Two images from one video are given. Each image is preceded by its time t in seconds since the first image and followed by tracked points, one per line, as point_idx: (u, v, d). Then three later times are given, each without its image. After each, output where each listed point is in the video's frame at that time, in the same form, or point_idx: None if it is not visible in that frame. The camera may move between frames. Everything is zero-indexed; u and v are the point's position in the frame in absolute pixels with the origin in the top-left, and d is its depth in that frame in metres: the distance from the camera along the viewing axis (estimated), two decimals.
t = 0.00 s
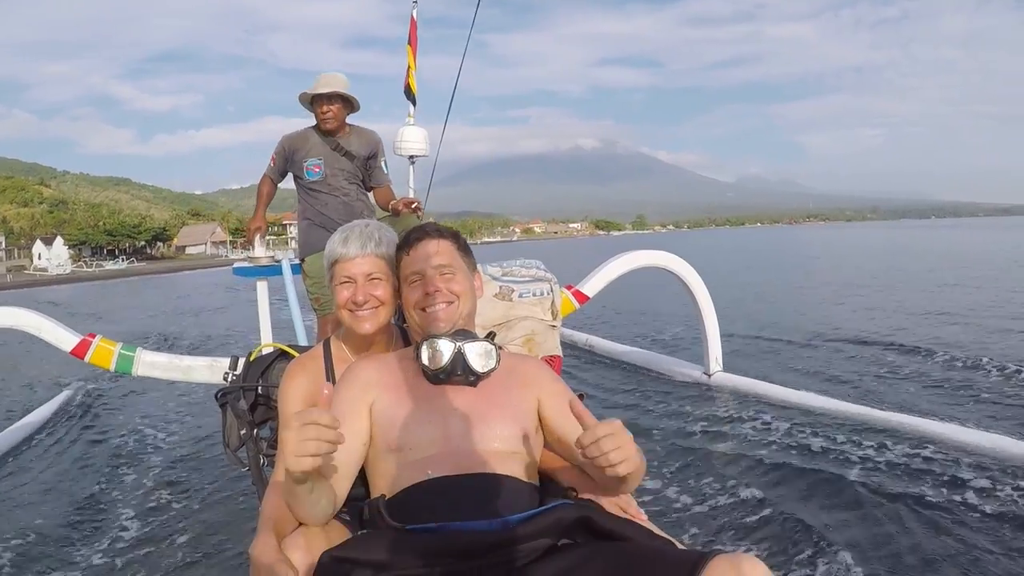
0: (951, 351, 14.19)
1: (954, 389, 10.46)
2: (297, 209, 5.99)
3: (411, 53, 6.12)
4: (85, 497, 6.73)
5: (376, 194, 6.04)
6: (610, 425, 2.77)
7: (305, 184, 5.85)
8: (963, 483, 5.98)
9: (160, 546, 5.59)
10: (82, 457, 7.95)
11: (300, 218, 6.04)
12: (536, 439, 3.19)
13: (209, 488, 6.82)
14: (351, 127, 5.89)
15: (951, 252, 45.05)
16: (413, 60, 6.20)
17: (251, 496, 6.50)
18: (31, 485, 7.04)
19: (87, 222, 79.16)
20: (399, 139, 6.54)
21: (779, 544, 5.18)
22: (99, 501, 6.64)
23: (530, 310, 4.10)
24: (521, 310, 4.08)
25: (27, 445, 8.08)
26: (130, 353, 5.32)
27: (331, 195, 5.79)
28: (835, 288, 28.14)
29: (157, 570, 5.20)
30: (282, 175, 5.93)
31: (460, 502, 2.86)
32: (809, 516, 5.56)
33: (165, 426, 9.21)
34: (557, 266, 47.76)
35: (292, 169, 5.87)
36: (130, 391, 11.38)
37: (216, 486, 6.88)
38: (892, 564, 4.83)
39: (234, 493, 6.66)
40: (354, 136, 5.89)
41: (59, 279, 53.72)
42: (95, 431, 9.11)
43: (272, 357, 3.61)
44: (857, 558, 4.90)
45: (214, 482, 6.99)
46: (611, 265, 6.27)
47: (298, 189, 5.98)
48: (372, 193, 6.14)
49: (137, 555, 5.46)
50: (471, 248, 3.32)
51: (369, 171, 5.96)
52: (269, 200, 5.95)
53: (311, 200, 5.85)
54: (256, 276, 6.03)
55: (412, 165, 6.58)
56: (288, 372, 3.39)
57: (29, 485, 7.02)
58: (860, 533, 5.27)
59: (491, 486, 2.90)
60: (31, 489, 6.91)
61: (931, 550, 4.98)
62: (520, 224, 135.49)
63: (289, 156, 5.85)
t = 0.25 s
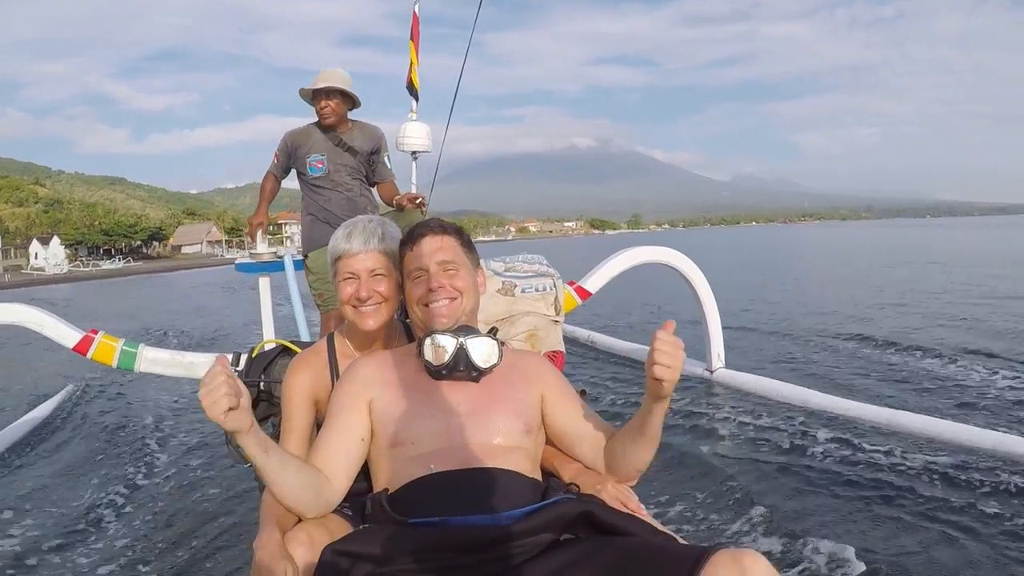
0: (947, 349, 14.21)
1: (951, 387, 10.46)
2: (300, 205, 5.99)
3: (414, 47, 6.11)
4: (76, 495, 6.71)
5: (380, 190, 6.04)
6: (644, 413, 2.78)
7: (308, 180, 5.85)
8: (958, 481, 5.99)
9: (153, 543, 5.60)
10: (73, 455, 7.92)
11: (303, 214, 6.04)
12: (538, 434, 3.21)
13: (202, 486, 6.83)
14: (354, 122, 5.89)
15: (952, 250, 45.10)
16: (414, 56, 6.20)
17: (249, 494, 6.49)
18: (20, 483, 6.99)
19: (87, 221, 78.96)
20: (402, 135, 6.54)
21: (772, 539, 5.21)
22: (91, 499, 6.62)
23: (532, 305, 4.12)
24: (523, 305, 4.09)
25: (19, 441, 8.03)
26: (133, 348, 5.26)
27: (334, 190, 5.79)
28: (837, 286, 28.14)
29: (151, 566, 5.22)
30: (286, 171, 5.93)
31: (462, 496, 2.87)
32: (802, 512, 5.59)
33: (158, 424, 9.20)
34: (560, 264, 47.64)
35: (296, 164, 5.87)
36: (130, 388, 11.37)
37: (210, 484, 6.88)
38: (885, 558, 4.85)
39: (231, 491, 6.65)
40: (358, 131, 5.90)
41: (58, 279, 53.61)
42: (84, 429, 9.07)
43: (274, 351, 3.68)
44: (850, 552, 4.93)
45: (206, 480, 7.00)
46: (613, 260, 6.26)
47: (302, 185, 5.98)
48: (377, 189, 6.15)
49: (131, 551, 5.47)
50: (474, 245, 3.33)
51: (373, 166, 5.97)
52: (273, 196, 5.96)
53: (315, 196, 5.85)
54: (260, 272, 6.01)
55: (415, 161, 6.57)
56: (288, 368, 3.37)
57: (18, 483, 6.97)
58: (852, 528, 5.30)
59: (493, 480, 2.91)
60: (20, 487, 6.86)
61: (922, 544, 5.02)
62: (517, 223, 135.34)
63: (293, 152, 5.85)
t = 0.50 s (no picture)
0: (942, 346, 14.28)
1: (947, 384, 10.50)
2: (302, 206, 5.98)
3: (415, 48, 6.10)
4: (73, 495, 6.70)
5: (382, 192, 6.05)
6: (637, 404, 2.79)
7: (310, 182, 5.84)
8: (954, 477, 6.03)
9: (151, 542, 5.61)
10: (70, 454, 7.90)
11: (305, 216, 6.03)
12: (540, 432, 3.22)
13: (200, 486, 6.84)
14: (356, 125, 5.88)
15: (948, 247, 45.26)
16: (414, 57, 6.19)
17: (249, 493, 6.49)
18: (16, 483, 6.97)
19: (81, 218, 78.61)
20: (403, 136, 6.54)
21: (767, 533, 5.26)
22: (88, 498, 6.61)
23: (534, 305, 4.13)
24: (526, 305, 4.10)
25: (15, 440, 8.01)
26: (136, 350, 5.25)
27: (336, 193, 5.78)
28: (833, 283, 28.22)
29: (150, 566, 5.23)
30: (287, 172, 5.92)
31: (465, 493, 2.88)
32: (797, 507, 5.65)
33: (154, 424, 9.18)
34: (557, 261, 47.61)
35: (298, 166, 5.86)
36: (128, 388, 11.34)
37: (209, 484, 6.88)
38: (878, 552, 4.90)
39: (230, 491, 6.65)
40: (359, 133, 5.89)
41: (53, 275, 53.41)
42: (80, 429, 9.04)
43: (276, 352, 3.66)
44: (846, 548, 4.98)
45: (203, 480, 7.00)
46: (614, 259, 6.27)
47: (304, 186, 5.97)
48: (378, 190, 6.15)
49: (129, 551, 5.48)
50: (478, 245, 3.33)
51: (374, 169, 5.97)
52: (274, 197, 5.94)
53: (316, 198, 5.84)
54: (262, 274, 6.01)
55: (416, 162, 6.57)
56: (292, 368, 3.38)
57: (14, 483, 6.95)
58: (847, 524, 5.35)
59: (495, 477, 2.92)
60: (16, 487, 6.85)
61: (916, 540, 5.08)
62: (512, 219, 135.20)
63: (295, 153, 5.84)
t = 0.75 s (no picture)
0: (939, 345, 14.33)
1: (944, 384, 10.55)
2: (304, 210, 5.96)
3: (416, 51, 6.08)
4: (72, 497, 6.68)
5: (384, 196, 6.03)
6: (636, 406, 2.78)
7: (312, 186, 5.82)
8: (949, 483, 6.12)
9: (152, 544, 5.61)
10: (67, 456, 7.87)
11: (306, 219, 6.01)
12: (543, 433, 3.21)
13: (199, 486, 6.84)
14: (359, 130, 5.86)
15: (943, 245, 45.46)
16: (416, 60, 6.16)
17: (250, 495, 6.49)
18: (13, 486, 6.93)
19: (75, 213, 78.23)
20: (404, 139, 6.52)
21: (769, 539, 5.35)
22: (87, 500, 6.60)
23: (537, 307, 4.12)
24: (528, 307, 4.10)
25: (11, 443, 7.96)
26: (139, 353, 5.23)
27: (339, 197, 5.76)
28: (830, 282, 28.27)
29: (153, 567, 5.23)
30: (289, 176, 5.89)
31: (468, 494, 2.88)
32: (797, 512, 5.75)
33: (152, 425, 9.15)
34: (554, 258, 47.60)
35: (300, 170, 5.84)
36: (126, 389, 11.31)
37: (209, 486, 6.84)
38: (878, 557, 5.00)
39: (231, 492, 6.65)
40: (362, 138, 5.87)
41: (47, 271, 53.21)
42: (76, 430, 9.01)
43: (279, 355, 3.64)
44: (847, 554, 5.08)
45: (203, 481, 7.00)
46: (615, 262, 6.27)
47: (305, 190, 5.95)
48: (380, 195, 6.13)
49: (131, 553, 5.48)
50: (481, 247, 3.33)
51: (377, 174, 5.95)
52: (276, 201, 5.91)
53: (318, 202, 5.82)
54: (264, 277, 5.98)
55: (417, 165, 6.56)
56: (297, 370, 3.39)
57: (12, 486, 6.92)
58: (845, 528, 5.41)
59: (499, 478, 2.92)
60: (14, 490, 6.82)
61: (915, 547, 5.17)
62: (507, 216, 135.15)
63: (297, 158, 5.81)
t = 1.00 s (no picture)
0: (937, 347, 14.37)
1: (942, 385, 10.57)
2: (305, 210, 5.94)
3: (417, 51, 6.07)
4: (70, 497, 6.66)
5: (385, 196, 6.03)
6: (644, 405, 2.78)
7: (314, 185, 5.81)
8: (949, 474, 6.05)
9: (149, 546, 5.58)
10: (64, 457, 7.84)
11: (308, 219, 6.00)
12: (544, 435, 3.21)
13: (198, 487, 6.82)
14: (361, 129, 5.86)
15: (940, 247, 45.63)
16: (418, 60, 6.16)
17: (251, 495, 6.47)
18: (10, 486, 6.90)
19: (71, 213, 78.03)
20: (405, 139, 6.52)
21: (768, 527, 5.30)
22: (85, 501, 6.58)
23: (538, 307, 4.13)
24: (529, 308, 4.10)
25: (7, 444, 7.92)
26: (139, 353, 5.21)
27: (341, 196, 5.76)
28: (826, 283, 28.34)
29: (152, 567, 5.22)
30: (291, 175, 5.88)
31: (469, 496, 2.87)
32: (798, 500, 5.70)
33: (150, 426, 9.12)
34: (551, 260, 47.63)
35: (301, 169, 5.83)
36: (124, 390, 11.28)
37: (207, 487, 6.82)
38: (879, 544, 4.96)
39: (231, 493, 6.63)
40: (364, 137, 5.86)
41: (43, 271, 53.08)
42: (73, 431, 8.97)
43: (280, 355, 3.63)
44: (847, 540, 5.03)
45: (201, 481, 6.98)
46: (616, 262, 6.27)
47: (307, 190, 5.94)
48: (381, 194, 6.13)
49: (130, 553, 5.47)
50: (484, 249, 3.32)
51: (378, 173, 5.96)
52: (278, 200, 5.90)
53: (320, 202, 5.81)
54: (265, 277, 5.96)
55: (418, 165, 6.56)
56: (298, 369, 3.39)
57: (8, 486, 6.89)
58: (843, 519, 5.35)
59: (499, 480, 2.92)
60: (11, 490, 6.79)
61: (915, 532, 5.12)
62: (503, 217, 135.17)
63: (299, 157, 5.80)
